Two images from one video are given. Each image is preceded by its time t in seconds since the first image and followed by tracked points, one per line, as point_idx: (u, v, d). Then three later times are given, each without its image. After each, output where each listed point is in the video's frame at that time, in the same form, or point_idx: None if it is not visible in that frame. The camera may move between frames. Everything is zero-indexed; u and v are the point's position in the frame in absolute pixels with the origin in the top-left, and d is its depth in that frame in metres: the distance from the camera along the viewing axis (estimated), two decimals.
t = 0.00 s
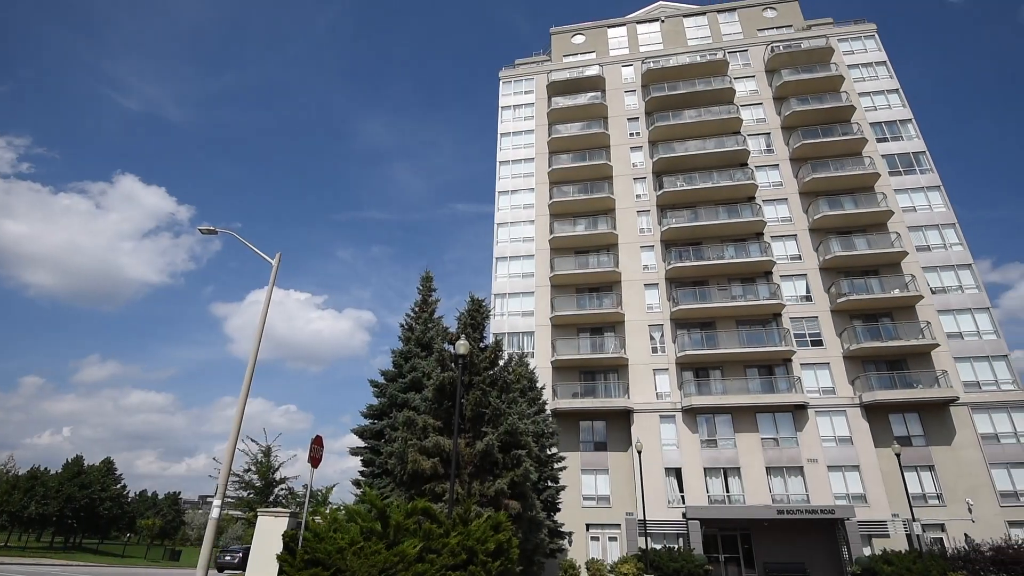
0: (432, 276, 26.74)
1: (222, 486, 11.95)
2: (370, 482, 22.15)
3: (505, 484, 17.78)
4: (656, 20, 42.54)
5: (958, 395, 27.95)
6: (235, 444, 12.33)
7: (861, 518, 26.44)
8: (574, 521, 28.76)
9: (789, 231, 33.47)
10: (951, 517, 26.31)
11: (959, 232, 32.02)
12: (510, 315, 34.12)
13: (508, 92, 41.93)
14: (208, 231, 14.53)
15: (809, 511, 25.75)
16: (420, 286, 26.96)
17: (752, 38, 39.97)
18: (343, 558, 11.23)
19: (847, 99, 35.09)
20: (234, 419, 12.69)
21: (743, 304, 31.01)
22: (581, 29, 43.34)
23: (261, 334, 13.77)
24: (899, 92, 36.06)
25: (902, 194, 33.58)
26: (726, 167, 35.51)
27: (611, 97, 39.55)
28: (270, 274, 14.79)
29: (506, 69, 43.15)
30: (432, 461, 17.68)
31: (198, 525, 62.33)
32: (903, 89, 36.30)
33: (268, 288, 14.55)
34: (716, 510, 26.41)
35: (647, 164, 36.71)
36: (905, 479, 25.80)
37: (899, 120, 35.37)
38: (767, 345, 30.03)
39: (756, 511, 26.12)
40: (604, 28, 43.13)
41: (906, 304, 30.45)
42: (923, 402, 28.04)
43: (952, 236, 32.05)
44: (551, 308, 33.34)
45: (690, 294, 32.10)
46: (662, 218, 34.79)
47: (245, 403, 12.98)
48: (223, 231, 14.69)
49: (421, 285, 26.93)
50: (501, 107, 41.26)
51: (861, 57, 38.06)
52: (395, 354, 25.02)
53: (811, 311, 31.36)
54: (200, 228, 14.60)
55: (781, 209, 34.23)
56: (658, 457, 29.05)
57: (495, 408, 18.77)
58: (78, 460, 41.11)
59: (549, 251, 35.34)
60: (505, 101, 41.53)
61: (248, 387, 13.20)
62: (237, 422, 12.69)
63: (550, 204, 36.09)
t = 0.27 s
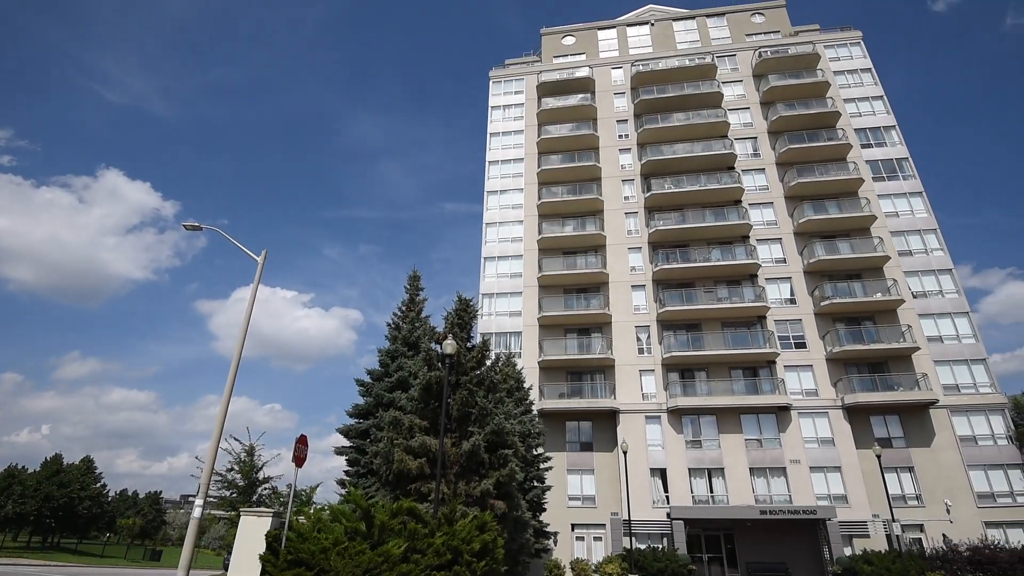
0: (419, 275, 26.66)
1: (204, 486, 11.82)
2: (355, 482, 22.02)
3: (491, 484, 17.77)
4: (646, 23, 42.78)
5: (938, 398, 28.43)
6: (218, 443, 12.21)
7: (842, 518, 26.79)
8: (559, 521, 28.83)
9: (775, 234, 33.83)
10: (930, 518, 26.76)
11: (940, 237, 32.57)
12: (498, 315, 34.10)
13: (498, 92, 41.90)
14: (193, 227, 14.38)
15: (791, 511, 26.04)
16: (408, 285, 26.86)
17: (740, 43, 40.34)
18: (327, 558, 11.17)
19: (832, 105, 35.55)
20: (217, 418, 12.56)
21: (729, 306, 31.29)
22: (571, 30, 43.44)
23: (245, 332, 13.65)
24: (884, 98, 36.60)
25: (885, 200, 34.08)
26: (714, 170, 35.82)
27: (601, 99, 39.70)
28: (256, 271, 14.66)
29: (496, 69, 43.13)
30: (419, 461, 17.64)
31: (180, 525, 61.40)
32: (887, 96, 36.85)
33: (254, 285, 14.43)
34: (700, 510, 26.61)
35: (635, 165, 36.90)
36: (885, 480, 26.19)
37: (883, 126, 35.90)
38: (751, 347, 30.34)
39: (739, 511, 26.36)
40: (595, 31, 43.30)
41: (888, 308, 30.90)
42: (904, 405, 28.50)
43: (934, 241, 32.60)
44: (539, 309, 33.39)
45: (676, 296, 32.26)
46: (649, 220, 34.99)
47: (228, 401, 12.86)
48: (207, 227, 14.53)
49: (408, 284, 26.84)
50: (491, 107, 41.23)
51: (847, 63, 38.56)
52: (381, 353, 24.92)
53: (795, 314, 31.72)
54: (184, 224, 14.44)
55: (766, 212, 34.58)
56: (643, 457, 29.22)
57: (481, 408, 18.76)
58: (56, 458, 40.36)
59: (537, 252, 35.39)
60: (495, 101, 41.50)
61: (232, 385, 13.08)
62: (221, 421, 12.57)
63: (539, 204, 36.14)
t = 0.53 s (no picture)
0: (407, 274, 26.59)
1: (187, 485, 11.69)
2: (340, 482, 21.86)
3: (477, 484, 17.74)
4: (637, 26, 43.00)
5: (918, 400, 28.88)
6: (201, 442, 12.10)
7: (824, 519, 27.12)
8: (545, 521, 28.88)
9: (761, 237, 34.17)
10: (910, 518, 27.20)
11: (922, 242, 33.11)
12: (486, 315, 34.07)
13: (489, 92, 41.86)
14: (178, 224, 14.25)
15: (774, 511, 26.31)
16: (395, 283, 26.77)
17: (729, 47, 40.69)
18: (312, 558, 11.10)
19: (818, 110, 35.98)
20: (200, 417, 12.44)
21: (715, 308, 31.54)
22: (562, 32, 43.53)
23: (230, 330, 13.55)
24: (869, 105, 37.13)
25: (869, 205, 34.57)
26: (701, 173, 36.10)
27: (591, 100, 39.83)
28: (242, 268, 14.56)
29: (487, 69, 43.08)
30: (405, 461, 17.59)
31: (161, 524, 60.60)
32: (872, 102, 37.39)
33: (239, 283, 14.33)
34: (685, 510, 26.81)
35: (624, 167, 37.08)
36: (867, 481, 26.56)
37: (868, 132, 36.42)
38: (736, 348, 30.67)
39: (723, 511, 26.59)
40: (585, 32, 43.44)
41: (871, 311, 31.32)
42: (885, 407, 28.92)
43: (916, 246, 33.13)
44: (527, 309, 33.43)
45: (663, 297, 32.42)
46: (637, 222, 35.18)
47: (212, 400, 12.73)
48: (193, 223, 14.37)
49: (396, 283, 26.73)
50: (481, 107, 41.18)
51: (833, 69, 39.05)
52: (369, 352, 24.80)
53: (780, 316, 32.07)
54: (170, 220, 14.31)
55: (753, 216, 34.91)
56: (629, 457, 29.37)
57: (469, 408, 18.74)
58: (35, 456, 39.63)
59: (525, 252, 35.43)
60: (486, 101, 41.45)
61: (216, 383, 12.95)
62: (204, 420, 12.43)
63: (528, 205, 36.17)
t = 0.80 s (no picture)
0: (395, 273, 26.50)
1: (168, 484, 11.55)
2: (324, 482, 21.69)
3: (463, 484, 17.71)
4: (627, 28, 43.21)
5: (899, 402, 29.35)
6: (183, 441, 11.96)
7: (806, 519, 27.44)
8: (530, 521, 28.91)
9: (747, 240, 34.50)
10: (890, 519, 27.62)
11: (904, 248, 33.64)
12: (474, 314, 34.03)
13: (478, 91, 41.81)
14: (162, 219, 14.09)
15: (757, 512, 26.58)
16: (383, 282, 26.66)
17: (718, 51, 41.05)
18: (294, 558, 11.03)
19: (804, 116, 36.41)
20: (183, 415, 12.30)
21: (701, 310, 31.81)
22: (552, 32, 43.61)
23: (214, 327, 13.43)
24: (853, 111, 37.66)
25: (853, 209, 35.05)
26: (689, 176, 36.37)
27: (580, 102, 39.95)
28: (226, 266, 14.45)
29: (477, 69, 43.03)
30: (391, 461, 17.52)
31: (142, 524, 59.74)
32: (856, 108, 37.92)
33: (223, 280, 14.22)
34: (669, 510, 26.99)
35: (612, 169, 37.25)
36: (848, 482, 26.91)
37: (852, 138, 36.94)
38: (721, 350, 30.99)
39: (707, 511, 26.81)
40: (575, 34, 43.56)
41: (853, 315, 31.77)
42: (867, 409, 29.34)
43: (898, 251, 33.65)
44: (515, 309, 33.45)
45: (650, 299, 32.59)
46: (625, 224, 35.34)
47: (195, 398, 12.60)
48: (176, 219, 14.23)
49: (383, 281, 26.61)
50: (470, 106, 41.12)
51: (819, 75, 39.53)
52: (355, 351, 24.68)
53: (764, 318, 32.41)
54: (153, 216, 14.16)
55: (739, 219, 35.23)
56: (615, 457, 29.51)
57: (455, 408, 18.72)
58: (12, 454, 38.88)
59: (513, 252, 35.45)
60: (475, 100, 41.39)
61: (199, 382, 12.81)
62: (186, 419, 12.29)
63: (517, 205, 36.19)
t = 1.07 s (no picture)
0: (382, 272, 26.41)
1: (150, 483, 11.41)
2: (309, 482, 21.52)
3: (449, 484, 17.68)
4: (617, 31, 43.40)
5: (880, 404, 29.78)
6: (166, 439, 11.83)
7: (789, 520, 27.74)
8: (516, 521, 28.94)
9: (733, 243, 34.80)
10: (870, 519, 28.03)
11: (887, 252, 34.16)
12: (461, 314, 33.97)
13: (468, 91, 41.76)
14: (146, 215, 13.95)
15: (741, 512, 26.83)
16: (370, 281, 26.55)
17: (706, 55, 41.38)
18: (278, 558, 10.95)
19: (791, 121, 36.83)
20: (165, 413, 12.16)
21: (687, 311, 32.06)
22: (543, 33, 43.67)
23: (197, 325, 13.31)
24: (839, 117, 38.18)
25: (837, 214, 35.51)
26: (677, 179, 36.62)
27: (570, 103, 40.05)
28: (211, 262, 14.34)
29: (467, 68, 42.97)
30: (376, 460, 17.45)
31: (122, 524, 58.80)
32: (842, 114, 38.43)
33: (208, 277, 14.10)
34: (654, 511, 27.15)
35: (601, 170, 37.40)
36: (830, 483, 27.26)
37: (837, 143, 37.43)
38: (707, 351, 31.31)
39: (691, 512, 27.02)
40: (566, 35, 43.65)
41: (836, 318, 32.18)
42: (849, 411, 29.74)
43: (881, 255, 34.16)
44: (502, 309, 33.46)
45: (638, 300, 32.80)
46: (614, 225, 35.49)
47: (178, 396, 12.46)
48: (161, 215, 14.09)
49: (371, 280, 26.49)
50: (460, 105, 41.05)
51: (806, 81, 39.99)
52: (341, 350, 24.54)
53: (749, 320, 32.72)
54: (137, 211, 14.03)
55: (726, 222, 35.53)
56: (601, 458, 29.62)
57: (442, 408, 18.69)
58: None
59: (502, 252, 35.45)
60: (465, 100, 41.32)
61: (182, 380, 12.67)
62: (169, 417, 12.15)
63: (506, 205, 36.20)
